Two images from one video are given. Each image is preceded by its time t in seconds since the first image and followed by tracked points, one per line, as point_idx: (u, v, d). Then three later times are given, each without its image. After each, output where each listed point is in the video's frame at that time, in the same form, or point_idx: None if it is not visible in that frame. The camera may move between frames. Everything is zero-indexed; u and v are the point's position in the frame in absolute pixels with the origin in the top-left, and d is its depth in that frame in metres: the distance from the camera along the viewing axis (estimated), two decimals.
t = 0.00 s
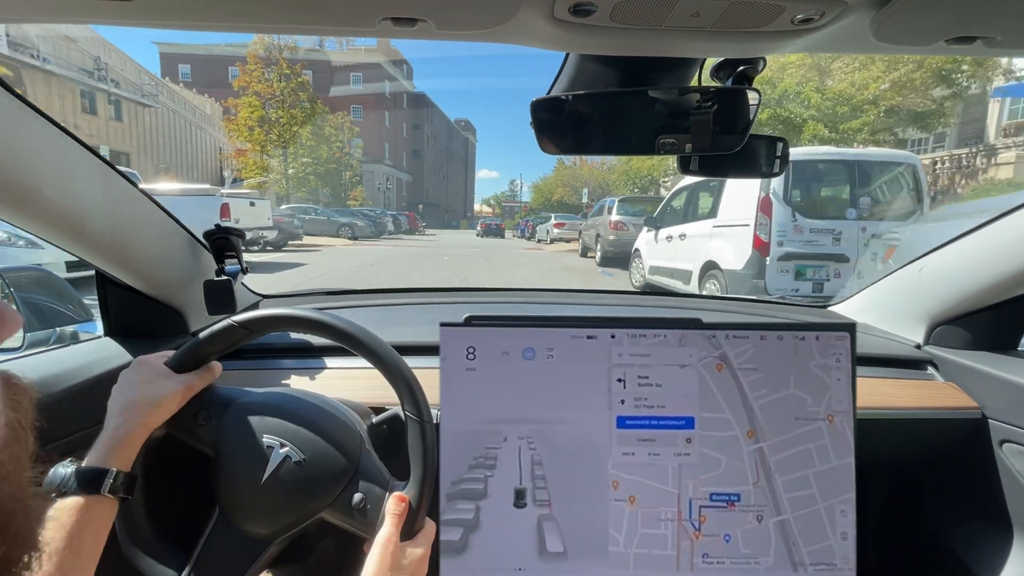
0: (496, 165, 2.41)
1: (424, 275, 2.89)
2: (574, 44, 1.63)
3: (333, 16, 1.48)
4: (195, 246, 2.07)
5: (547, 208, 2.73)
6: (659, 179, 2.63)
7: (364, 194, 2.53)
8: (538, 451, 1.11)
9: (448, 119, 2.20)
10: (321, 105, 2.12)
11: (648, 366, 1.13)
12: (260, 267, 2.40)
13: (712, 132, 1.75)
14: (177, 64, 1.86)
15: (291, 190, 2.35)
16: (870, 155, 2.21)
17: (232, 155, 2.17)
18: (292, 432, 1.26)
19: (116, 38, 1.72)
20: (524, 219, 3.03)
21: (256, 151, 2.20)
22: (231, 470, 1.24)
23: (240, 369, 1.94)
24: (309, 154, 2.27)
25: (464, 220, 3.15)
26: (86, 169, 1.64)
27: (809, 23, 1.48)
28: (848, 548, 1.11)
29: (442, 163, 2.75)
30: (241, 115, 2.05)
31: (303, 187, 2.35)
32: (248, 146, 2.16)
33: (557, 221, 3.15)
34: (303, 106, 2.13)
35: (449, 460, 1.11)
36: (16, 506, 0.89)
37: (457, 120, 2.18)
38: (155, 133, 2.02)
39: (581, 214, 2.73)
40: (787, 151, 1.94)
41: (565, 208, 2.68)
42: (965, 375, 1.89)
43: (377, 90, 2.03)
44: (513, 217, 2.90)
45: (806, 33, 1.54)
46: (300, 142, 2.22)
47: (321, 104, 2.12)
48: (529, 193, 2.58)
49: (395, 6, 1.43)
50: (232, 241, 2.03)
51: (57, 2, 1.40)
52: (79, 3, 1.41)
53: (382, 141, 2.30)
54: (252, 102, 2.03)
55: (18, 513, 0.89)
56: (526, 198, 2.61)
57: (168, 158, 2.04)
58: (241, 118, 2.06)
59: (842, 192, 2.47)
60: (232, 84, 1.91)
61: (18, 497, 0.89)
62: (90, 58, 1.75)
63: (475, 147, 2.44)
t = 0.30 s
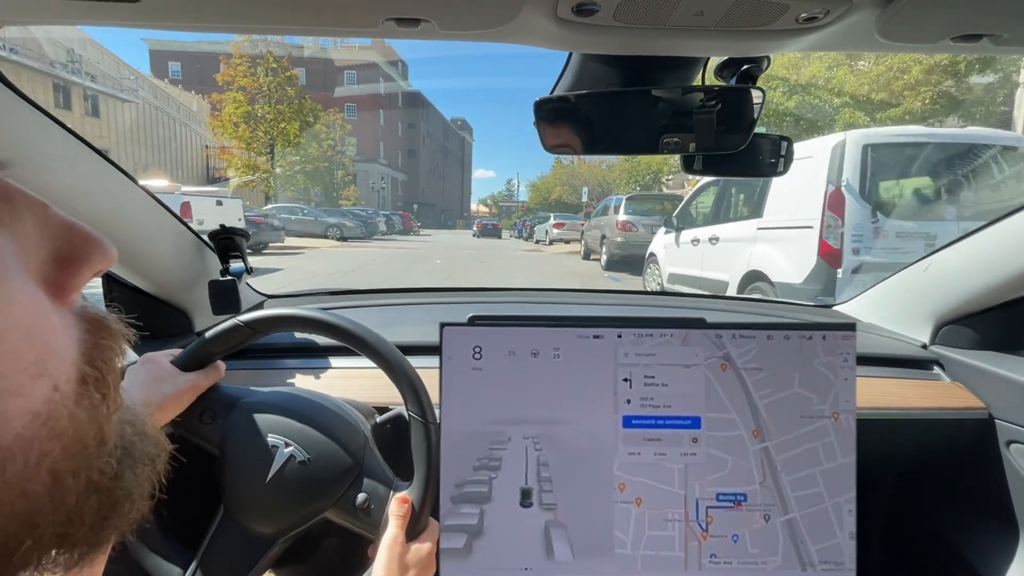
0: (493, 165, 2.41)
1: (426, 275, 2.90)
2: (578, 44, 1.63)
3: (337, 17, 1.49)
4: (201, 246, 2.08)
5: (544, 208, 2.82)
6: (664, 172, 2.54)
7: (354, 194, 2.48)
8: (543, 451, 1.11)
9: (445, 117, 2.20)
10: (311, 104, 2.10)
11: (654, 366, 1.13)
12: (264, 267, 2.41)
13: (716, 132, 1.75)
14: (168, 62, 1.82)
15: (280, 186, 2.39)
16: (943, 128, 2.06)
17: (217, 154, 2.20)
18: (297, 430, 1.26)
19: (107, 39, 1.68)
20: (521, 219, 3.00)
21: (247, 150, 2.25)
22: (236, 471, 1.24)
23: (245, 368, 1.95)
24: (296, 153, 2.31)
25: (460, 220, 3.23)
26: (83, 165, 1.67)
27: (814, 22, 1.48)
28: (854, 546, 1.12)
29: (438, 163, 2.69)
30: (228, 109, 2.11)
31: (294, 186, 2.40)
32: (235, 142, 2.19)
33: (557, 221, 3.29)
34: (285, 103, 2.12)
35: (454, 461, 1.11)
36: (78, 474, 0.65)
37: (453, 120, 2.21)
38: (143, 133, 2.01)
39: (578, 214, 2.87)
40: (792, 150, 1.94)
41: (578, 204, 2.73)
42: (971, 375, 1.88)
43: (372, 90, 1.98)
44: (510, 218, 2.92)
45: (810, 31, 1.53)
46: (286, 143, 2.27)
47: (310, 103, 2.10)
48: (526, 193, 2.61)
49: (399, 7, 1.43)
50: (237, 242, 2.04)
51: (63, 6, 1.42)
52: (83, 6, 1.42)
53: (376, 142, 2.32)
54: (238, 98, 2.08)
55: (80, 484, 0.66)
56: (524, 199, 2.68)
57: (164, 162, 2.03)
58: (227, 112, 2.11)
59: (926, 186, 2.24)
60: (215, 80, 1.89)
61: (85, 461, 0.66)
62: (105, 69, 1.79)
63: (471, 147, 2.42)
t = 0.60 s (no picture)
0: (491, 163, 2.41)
1: (426, 275, 2.92)
2: (582, 45, 1.63)
3: (342, 18, 1.49)
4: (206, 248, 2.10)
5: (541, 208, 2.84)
6: (664, 173, 2.43)
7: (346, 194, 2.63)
8: (548, 452, 1.11)
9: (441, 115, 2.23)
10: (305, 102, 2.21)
11: (660, 366, 1.12)
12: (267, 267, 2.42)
13: (720, 132, 1.75)
14: (156, 59, 1.78)
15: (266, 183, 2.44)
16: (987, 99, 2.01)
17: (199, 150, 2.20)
18: (301, 429, 1.27)
19: (96, 36, 1.66)
20: (518, 219, 3.03)
21: (229, 147, 2.28)
22: (240, 468, 1.25)
23: (249, 368, 1.96)
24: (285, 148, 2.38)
25: (455, 219, 3.41)
26: (94, 167, 1.65)
27: (819, 23, 1.47)
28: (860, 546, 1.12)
29: (432, 161, 2.87)
30: (210, 104, 2.14)
31: (279, 182, 2.47)
32: (218, 138, 2.23)
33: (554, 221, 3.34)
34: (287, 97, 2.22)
35: (458, 463, 1.11)
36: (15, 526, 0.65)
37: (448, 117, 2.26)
38: (142, 131, 1.95)
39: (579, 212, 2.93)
40: (796, 151, 1.94)
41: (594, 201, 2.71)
42: (976, 376, 1.88)
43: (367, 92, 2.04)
44: (505, 217, 2.89)
45: (816, 32, 1.53)
46: (275, 146, 2.35)
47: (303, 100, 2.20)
48: (523, 191, 2.65)
49: (405, 8, 1.43)
50: (241, 241, 2.05)
51: (70, 9, 1.43)
52: (89, 9, 1.44)
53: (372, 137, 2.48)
54: (222, 93, 2.09)
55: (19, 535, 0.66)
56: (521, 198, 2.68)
57: (157, 166, 1.98)
58: (210, 107, 2.15)
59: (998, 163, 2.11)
60: (198, 74, 1.88)
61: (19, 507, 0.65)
62: (88, 69, 1.75)
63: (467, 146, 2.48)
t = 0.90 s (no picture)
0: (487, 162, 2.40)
1: (426, 276, 2.91)
2: (580, 45, 1.63)
3: (342, 17, 1.49)
4: (204, 246, 2.10)
5: (536, 209, 2.85)
6: (666, 169, 2.44)
7: (337, 191, 2.52)
8: (543, 452, 1.11)
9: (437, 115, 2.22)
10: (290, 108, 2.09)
11: (656, 367, 1.12)
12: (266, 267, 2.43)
13: (720, 132, 1.75)
14: (144, 56, 1.76)
15: (253, 186, 2.33)
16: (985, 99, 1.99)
17: (181, 147, 2.09)
18: (297, 427, 1.27)
19: (81, 34, 1.61)
20: (514, 219, 3.04)
21: (214, 143, 2.14)
22: (232, 462, 1.26)
23: (247, 367, 1.96)
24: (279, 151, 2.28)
25: (451, 219, 3.27)
26: (92, 165, 1.66)
27: (817, 23, 1.47)
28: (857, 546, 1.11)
29: (429, 160, 2.75)
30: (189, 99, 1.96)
31: (266, 182, 2.35)
32: (201, 134, 2.08)
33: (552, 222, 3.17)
34: (271, 110, 2.11)
35: (452, 464, 1.10)
36: (37, 489, 0.74)
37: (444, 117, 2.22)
38: (126, 126, 1.87)
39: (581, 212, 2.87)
40: (795, 151, 1.94)
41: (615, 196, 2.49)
42: (975, 378, 1.88)
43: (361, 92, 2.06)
44: (502, 217, 2.95)
45: (814, 32, 1.53)
46: (261, 143, 2.21)
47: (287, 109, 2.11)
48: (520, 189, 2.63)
49: (403, 8, 1.44)
50: (239, 240, 2.06)
51: (67, 8, 1.42)
52: (86, 7, 1.43)
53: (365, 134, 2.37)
54: (204, 86, 1.93)
55: (39, 497, 0.75)
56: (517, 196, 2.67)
57: (148, 162, 1.94)
58: (191, 102, 1.98)
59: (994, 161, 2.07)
60: (180, 67, 1.81)
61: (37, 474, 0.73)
62: (60, 59, 1.65)
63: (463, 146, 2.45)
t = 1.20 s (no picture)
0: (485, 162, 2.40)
1: (425, 275, 2.91)
2: (579, 44, 1.63)
3: (341, 17, 1.49)
4: (203, 245, 2.10)
5: (534, 207, 2.75)
6: (670, 168, 2.45)
7: (329, 190, 2.47)
8: (543, 452, 1.11)
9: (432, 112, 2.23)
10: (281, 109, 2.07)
11: (656, 365, 1.13)
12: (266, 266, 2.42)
13: (720, 131, 1.75)
14: (135, 52, 1.75)
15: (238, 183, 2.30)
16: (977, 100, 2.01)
17: (163, 144, 2.02)
18: (297, 427, 1.27)
19: (79, 32, 1.61)
20: (511, 219, 2.98)
21: (198, 140, 2.12)
22: (232, 463, 1.25)
23: (247, 367, 1.96)
24: (269, 154, 2.24)
25: (447, 219, 3.07)
26: (89, 162, 1.64)
27: (816, 22, 1.47)
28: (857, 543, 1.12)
29: (424, 159, 2.69)
30: (173, 93, 1.97)
31: (258, 183, 2.33)
32: (184, 129, 2.07)
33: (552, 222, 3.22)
34: (263, 112, 2.10)
35: (453, 463, 1.10)
36: (48, 492, 0.75)
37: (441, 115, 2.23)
38: (109, 121, 1.81)
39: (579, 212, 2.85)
40: (795, 149, 1.94)
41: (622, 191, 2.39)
42: (973, 375, 1.88)
43: (357, 92, 2.09)
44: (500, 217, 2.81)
45: (813, 31, 1.53)
46: (249, 139, 2.18)
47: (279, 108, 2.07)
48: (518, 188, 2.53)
49: (404, 7, 1.44)
50: (239, 240, 2.07)
51: (65, 8, 1.42)
52: (85, 7, 1.43)
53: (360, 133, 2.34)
54: (186, 80, 1.92)
55: (51, 499, 0.75)
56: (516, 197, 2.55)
57: (137, 157, 1.89)
58: (174, 95, 1.98)
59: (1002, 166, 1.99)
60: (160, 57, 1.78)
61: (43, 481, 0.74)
62: (47, 57, 1.62)
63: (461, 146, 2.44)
